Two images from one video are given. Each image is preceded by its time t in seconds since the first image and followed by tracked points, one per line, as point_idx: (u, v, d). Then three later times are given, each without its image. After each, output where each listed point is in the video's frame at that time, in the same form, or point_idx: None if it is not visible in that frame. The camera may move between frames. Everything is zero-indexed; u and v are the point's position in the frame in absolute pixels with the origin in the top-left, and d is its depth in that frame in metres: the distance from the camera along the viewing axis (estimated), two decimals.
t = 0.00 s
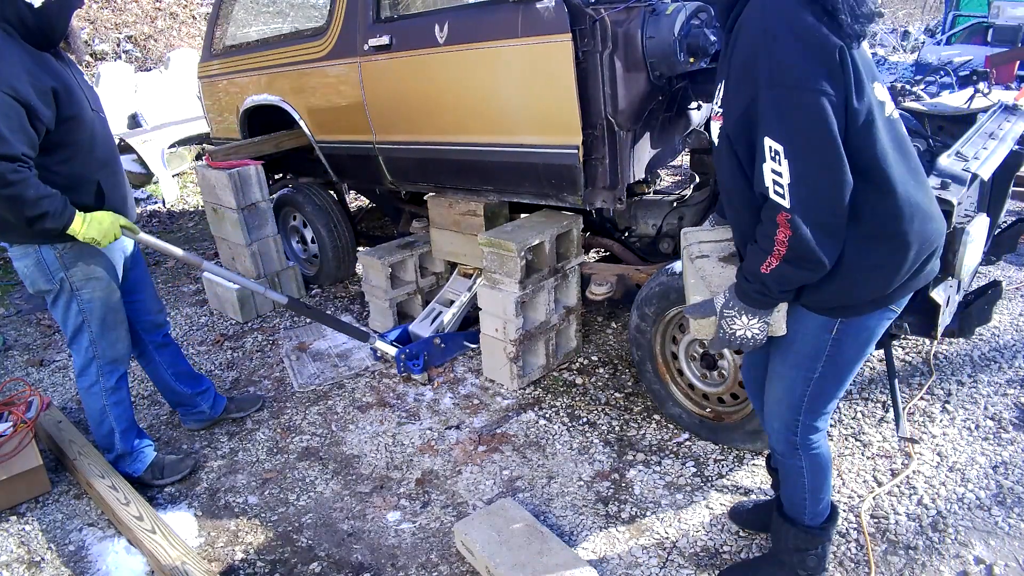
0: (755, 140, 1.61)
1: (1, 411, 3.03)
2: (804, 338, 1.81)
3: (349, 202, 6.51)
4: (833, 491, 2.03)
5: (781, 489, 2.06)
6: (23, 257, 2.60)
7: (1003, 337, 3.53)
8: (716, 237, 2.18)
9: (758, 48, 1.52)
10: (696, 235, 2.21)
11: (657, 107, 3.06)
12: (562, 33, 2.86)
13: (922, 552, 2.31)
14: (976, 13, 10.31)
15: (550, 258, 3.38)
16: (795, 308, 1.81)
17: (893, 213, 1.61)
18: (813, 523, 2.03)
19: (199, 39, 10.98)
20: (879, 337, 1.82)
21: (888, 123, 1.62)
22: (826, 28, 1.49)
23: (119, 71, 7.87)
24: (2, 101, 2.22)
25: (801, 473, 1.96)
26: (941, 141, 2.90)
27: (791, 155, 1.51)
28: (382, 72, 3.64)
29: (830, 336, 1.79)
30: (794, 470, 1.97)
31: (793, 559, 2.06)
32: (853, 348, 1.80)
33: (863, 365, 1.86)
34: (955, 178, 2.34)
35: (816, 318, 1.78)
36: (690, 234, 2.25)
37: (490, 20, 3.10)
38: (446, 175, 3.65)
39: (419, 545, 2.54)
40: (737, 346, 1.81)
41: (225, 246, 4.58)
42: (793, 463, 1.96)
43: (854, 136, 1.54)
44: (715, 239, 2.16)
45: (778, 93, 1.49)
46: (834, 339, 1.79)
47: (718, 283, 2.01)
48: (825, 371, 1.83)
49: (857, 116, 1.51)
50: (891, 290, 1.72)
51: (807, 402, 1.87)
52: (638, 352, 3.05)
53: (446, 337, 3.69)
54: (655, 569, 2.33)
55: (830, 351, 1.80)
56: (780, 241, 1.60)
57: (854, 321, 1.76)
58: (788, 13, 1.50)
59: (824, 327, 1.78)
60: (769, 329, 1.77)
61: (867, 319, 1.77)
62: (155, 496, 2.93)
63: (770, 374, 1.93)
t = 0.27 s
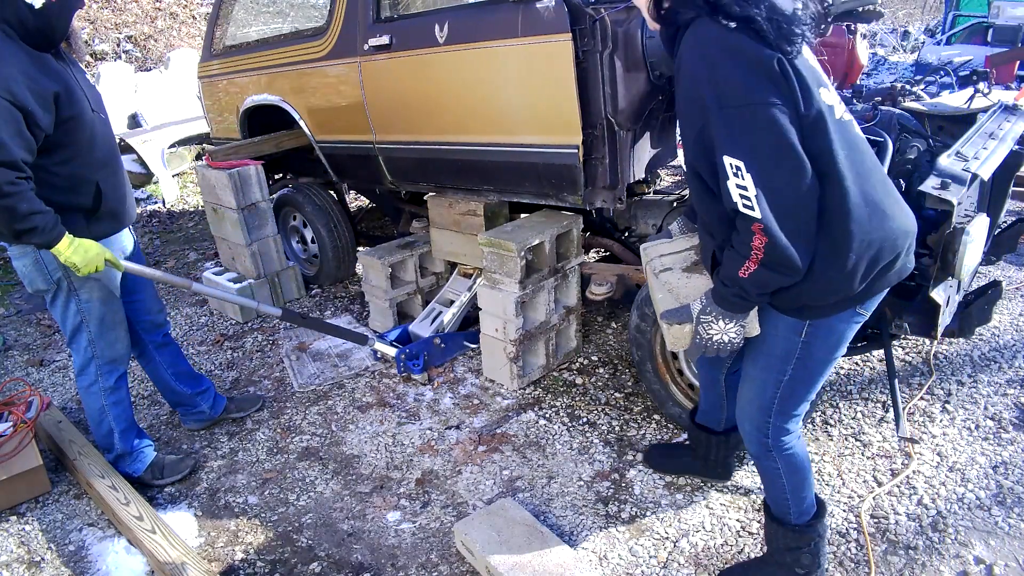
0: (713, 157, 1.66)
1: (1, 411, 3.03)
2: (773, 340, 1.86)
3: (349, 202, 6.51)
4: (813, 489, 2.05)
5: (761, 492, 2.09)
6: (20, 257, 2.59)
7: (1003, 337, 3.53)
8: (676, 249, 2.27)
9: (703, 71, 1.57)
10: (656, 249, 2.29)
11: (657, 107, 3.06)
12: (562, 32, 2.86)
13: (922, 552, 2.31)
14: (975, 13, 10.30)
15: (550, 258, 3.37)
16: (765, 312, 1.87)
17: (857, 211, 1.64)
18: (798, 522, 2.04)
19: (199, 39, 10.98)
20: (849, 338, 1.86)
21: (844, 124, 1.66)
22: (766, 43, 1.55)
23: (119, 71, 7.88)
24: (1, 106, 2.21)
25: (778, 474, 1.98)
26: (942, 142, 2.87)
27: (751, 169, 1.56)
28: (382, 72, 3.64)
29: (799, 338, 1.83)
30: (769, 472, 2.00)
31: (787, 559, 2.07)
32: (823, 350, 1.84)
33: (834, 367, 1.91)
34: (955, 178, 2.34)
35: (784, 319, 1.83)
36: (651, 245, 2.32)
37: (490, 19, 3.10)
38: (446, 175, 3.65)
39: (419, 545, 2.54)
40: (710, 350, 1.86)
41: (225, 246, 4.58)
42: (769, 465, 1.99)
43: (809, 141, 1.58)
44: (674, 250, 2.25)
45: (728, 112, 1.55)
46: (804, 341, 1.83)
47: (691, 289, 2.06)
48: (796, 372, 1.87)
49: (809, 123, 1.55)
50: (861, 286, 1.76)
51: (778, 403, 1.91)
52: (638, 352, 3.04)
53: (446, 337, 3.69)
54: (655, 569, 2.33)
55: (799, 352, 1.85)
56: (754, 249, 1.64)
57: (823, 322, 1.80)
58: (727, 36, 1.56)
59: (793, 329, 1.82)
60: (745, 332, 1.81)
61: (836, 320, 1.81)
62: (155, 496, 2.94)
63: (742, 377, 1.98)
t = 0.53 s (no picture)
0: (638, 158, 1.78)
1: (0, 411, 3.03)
2: (733, 328, 1.94)
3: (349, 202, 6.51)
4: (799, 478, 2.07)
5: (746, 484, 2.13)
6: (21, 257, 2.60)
7: (1003, 337, 3.53)
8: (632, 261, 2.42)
9: (618, 83, 1.69)
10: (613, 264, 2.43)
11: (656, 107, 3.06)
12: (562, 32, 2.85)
13: (922, 552, 2.31)
14: (975, 13, 10.30)
15: (550, 258, 3.37)
16: (723, 302, 1.96)
17: (777, 205, 1.71)
18: (786, 513, 2.06)
19: (199, 39, 10.98)
20: (808, 321, 1.91)
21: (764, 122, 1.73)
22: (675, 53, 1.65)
23: (119, 71, 7.87)
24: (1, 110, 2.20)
25: (756, 463, 2.03)
26: (942, 142, 2.88)
27: (665, 166, 1.67)
28: (382, 72, 3.64)
29: (757, 325, 1.89)
30: (749, 463, 2.05)
31: (782, 554, 2.08)
32: (781, 335, 1.90)
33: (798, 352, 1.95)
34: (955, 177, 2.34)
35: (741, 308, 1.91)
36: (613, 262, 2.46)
37: (490, 19, 3.10)
38: (446, 174, 3.65)
39: (419, 545, 2.54)
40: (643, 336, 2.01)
41: (225, 246, 4.58)
42: (748, 455, 2.04)
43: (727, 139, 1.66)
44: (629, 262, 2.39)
45: (644, 117, 1.66)
46: (761, 327, 1.89)
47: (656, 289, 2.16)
48: (759, 360, 1.94)
49: (723, 126, 1.64)
50: (802, 269, 1.80)
51: (746, 392, 1.97)
52: (638, 352, 3.04)
53: (446, 337, 3.69)
54: (655, 569, 2.33)
55: (760, 339, 1.91)
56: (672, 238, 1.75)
57: (777, 307, 1.86)
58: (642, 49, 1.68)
59: (750, 316, 1.90)
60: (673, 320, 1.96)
61: (791, 305, 1.87)
62: (155, 496, 2.93)
63: (712, 370, 2.06)
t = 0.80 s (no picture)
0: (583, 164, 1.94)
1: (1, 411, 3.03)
2: (716, 312, 2.03)
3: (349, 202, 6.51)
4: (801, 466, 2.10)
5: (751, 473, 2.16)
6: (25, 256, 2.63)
7: (1003, 337, 3.53)
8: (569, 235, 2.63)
9: (561, 105, 1.84)
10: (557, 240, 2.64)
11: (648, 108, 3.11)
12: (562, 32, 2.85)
13: (922, 552, 2.31)
14: (975, 13, 10.30)
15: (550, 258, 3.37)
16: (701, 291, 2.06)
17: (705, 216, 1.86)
18: (787, 500, 2.08)
19: (199, 39, 10.99)
20: (785, 299, 2.00)
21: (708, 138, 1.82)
22: (620, 78, 1.76)
23: (119, 71, 7.87)
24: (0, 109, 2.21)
25: (760, 446, 2.06)
26: (941, 141, 2.88)
27: (588, 181, 1.84)
28: (382, 72, 3.64)
29: (736, 306, 1.99)
30: (753, 447, 2.09)
31: (781, 547, 2.10)
32: (761, 314, 1.98)
33: (784, 331, 2.02)
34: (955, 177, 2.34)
35: (717, 291, 2.01)
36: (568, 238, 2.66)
37: (490, 19, 3.10)
38: (446, 174, 3.66)
39: (419, 545, 2.54)
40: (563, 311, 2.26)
41: (225, 246, 4.58)
42: (752, 439, 2.08)
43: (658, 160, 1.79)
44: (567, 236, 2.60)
45: (579, 137, 1.82)
46: (740, 308, 1.98)
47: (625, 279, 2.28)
48: (746, 340, 2.01)
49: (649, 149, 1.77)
50: (763, 255, 1.88)
51: (742, 375, 2.03)
52: (638, 352, 3.05)
53: (446, 337, 3.69)
54: (655, 569, 2.33)
55: (741, 320, 2.00)
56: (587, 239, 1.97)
57: (749, 288, 1.96)
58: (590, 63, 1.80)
59: (727, 298, 1.99)
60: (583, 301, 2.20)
61: (764, 284, 1.96)
62: (155, 496, 2.93)
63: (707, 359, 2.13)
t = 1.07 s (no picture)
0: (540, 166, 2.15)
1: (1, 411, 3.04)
2: (712, 306, 2.08)
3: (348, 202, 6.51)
4: (810, 460, 2.10)
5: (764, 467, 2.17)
6: (35, 254, 2.62)
7: (1003, 337, 3.53)
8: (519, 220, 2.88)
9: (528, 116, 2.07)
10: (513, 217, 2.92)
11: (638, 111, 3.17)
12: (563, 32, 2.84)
13: (922, 551, 2.31)
14: (975, 12, 10.29)
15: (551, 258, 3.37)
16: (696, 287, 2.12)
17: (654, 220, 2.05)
18: (795, 494, 2.08)
19: (199, 39, 10.99)
20: (776, 288, 2.04)
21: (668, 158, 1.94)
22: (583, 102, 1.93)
23: (119, 71, 7.87)
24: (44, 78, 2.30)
25: (772, 438, 2.08)
26: (941, 141, 2.88)
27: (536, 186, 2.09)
28: (382, 72, 3.64)
29: (729, 298, 2.04)
30: (765, 440, 2.10)
31: (781, 542, 2.12)
32: (754, 304, 2.02)
33: (780, 319, 2.05)
34: (955, 177, 2.35)
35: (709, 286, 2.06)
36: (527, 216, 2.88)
37: (491, 19, 3.10)
38: (446, 174, 3.67)
39: (419, 544, 2.54)
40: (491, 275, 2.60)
41: (225, 246, 4.58)
42: (764, 430, 2.09)
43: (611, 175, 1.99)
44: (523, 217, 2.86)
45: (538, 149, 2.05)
46: (733, 301, 2.03)
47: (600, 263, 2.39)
48: (746, 331, 2.05)
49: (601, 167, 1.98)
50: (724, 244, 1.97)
51: (747, 365, 2.06)
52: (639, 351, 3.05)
53: (446, 337, 3.69)
54: (655, 569, 2.33)
55: (737, 311, 2.04)
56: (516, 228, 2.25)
57: (739, 278, 2.01)
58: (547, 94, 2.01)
59: (720, 291, 2.04)
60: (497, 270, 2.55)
61: (754, 274, 2.00)
62: (155, 496, 2.93)
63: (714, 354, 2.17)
